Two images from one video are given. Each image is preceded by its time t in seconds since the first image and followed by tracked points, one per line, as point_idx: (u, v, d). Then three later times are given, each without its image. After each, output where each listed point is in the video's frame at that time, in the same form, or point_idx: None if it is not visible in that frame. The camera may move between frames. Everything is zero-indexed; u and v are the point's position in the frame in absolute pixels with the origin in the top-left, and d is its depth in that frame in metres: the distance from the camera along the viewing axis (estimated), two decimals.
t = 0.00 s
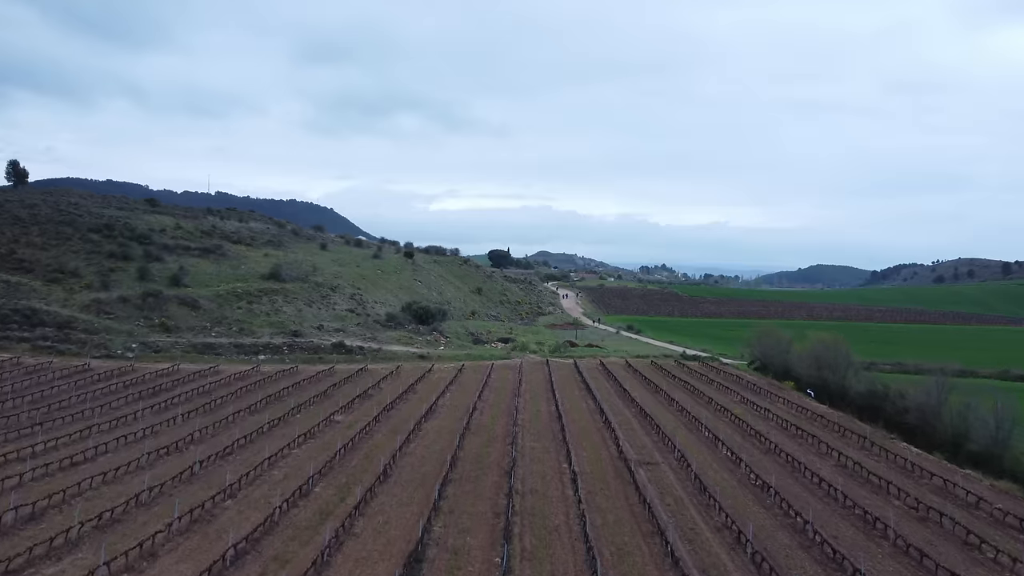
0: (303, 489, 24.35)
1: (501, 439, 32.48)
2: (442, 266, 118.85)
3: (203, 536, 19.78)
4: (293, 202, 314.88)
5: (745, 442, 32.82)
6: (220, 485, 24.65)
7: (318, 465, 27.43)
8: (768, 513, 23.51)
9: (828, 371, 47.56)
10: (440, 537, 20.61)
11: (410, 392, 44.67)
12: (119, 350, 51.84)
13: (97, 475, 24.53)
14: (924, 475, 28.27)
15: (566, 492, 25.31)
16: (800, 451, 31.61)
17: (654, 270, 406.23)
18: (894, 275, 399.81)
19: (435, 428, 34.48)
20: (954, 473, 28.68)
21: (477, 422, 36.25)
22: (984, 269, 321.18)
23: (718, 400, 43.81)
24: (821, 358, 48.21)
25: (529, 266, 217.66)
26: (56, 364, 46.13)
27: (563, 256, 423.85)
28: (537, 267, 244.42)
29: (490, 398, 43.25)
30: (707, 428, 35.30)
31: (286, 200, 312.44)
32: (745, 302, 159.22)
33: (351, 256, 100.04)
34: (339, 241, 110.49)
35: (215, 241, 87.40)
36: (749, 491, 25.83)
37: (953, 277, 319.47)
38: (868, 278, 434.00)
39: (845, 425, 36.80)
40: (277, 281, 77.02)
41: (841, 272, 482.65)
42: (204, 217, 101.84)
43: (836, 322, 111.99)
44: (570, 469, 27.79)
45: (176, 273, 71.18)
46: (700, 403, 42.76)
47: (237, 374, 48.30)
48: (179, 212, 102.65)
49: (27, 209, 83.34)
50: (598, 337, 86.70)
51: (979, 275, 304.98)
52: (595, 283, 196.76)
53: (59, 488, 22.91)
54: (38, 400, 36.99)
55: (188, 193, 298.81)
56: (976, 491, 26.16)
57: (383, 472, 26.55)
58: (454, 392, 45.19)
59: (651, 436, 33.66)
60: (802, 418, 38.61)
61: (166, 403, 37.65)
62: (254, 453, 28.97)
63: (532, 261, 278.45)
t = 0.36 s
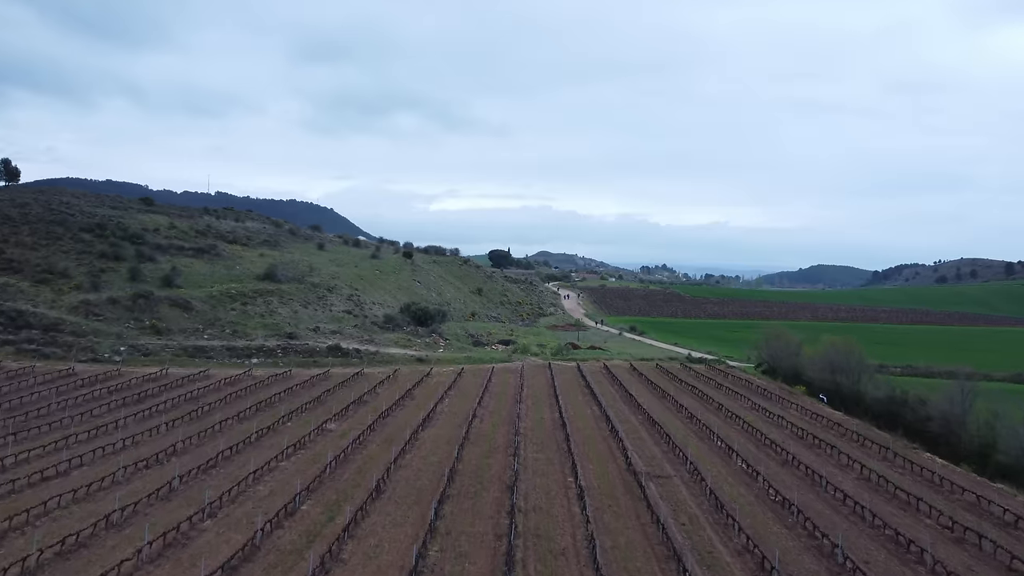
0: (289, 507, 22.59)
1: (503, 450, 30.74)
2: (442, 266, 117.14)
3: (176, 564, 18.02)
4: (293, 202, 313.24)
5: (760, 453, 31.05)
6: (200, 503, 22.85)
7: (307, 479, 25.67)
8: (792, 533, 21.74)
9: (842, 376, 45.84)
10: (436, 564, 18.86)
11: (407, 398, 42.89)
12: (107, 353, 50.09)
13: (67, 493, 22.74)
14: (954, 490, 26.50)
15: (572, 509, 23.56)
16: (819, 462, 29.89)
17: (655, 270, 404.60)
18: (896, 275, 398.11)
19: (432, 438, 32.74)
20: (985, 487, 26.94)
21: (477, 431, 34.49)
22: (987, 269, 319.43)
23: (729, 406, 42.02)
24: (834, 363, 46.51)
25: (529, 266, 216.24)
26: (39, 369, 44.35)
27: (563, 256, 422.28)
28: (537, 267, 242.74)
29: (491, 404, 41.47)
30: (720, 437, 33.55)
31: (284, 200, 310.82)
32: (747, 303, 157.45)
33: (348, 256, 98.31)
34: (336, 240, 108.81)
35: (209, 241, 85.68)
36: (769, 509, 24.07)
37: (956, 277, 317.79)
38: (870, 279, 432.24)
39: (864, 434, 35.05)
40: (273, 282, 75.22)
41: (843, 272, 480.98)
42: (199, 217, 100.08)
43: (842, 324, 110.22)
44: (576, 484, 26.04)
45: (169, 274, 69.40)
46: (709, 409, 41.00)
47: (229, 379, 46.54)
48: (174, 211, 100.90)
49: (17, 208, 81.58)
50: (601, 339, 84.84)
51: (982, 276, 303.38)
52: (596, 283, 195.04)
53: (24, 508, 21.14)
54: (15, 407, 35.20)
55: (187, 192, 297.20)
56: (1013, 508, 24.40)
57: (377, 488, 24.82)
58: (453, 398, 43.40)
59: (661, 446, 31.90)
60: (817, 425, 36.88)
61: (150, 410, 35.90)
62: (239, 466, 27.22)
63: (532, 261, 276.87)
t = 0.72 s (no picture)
0: (275, 527, 21.00)
1: (505, 461, 29.14)
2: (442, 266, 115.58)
3: None
4: (293, 202, 311.61)
5: (776, 464, 29.47)
6: (179, 522, 21.24)
7: (296, 495, 24.08)
8: (817, 556, 20.15)
9: (855, 381, 44.22)
10: None
11: (404, 403, 41.36)
12: (94, 357, 48.49)
13: (35, 512, 21.10)
14: (985, 506, 24.92)
15: (579, 528, 21.95)
16: (839, 475, 28.29)
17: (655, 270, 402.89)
18: (898, 275, 396.39)
19: (430, 448, 31.14)
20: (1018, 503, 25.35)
21: (478, 440, 32.91)
22: (990, 269, 317.69)
23: (738, 411, 40.54)
24: (847, 367, 44.88)
25: (530, 266, 214.64)
26: (22, 373, 42.76)
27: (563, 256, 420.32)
28: (538, 267, 241.16)
29: (491, 411, 39.89)
30: (732, 447, 32.00)
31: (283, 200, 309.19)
32: (750, 303, 155.85)
33: (346, 257, 96.73)
34: (334, 240, 107.22)
35: (204, 241, 84.12)
36: (791, 527, 22.48)
37: (958, 277, 316.10)
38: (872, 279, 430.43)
39: (883, 443, 33.45)
40: (268, 282, 73.62)
41: (844, 271, 479.31)
42: (195, 216, 98.55)
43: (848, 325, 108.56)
44: (582, 500, 24.43)
45: (162, 274, 67.82)
46: (719, 416, 39.37)
47: (220, 383, 44.93)
48: (169, 211, 99.39)
49: (8, 207, 80.06)
50: (603, 341, 83.17)
51: (985, 276, 301.82)
52: (596, 283, 193.30)
53: None
54: None
55: (186, 192, 295.76)
56: None
57: (371, 505, 23.24)
58: (452, 403, 41.86)
59: (672, 457, 30.29)
60: (832, 434, 35.26)
61: (135, 418, 34.28)
62: (225, 480, 25.61)
63: (533, 261, 275.20)
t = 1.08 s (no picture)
0: (257, 553, 19.21)
1: (506, 475, 27.35)
2: (441, 267, 113.82)
3: None
4: (293, 202, 309.56)
5: (795, 479, 27.68)
6: (152, 548, 19.47)
7: (282, 515, 22.31)
8: None
9: (871, 387, 42.42)
10: None
11: (401, 410, 39.60)
12: (80, 361, 46.73)
13: None
14: None
15: (588, 553, 20.17)
16: (863, 490, 26.48)
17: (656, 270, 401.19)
18: (899, 275, 394.86)
19: (427, 460, 29.34)
20: None
21: (477, 451, 31.11)
22: (992, 269, 316.05)
23: (750, 419, 38.77)
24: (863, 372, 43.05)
25: (530, 267, 212.98)
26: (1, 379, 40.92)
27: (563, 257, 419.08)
28: (538, 267, 239.42)
29: (491, 419, 38.11)
30: (746, 459, 30.23)
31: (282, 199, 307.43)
32: (753, 303, 154.15)
33: (344, 257, 94.94)
34: (332, 240, 105.45)
35: (199, 241, 82.39)
36: (817, 551, 20.72)
37: (960, 277, 314.59)
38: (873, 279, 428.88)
39: (907, 454, 31.65)
40: (263, 283, 71.83)
41: (845, 271, 477.80)
42: (190, 216, 96.88)
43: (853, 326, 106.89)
44: (591, 521, 22.64)
45: (153, 275, 66.04)
46: (731, 424, 37.58)
47: (210, 389, 43.16)
48: (164, 210, 97.71)
49: None
50: (606, 343, 81.34)
51: (987, 276, 300.35)
52: (597, 284, 191.73)
53: None
54: None
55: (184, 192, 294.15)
56: None
57: (362, 526, 21.47)
58: (451, 410, 40.10)
59: (684, 471, 28.49)
60: (851, 444, 33.46)
61: (116, 427, 32.49)
62: (206, 497, 23.82)
63: (533, 261, 273.53)
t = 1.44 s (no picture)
0: None
1: (507, 490, 25.53)
2: (440, 266, 112.04)
3: None
4: (293, 202, 307.48)
5: (815, 494, 25.87)
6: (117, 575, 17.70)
7: (263, 536, 20.55)
8: None
9: (887, 391, 40.66)
10: None
11: (396, 417, 37.78)
12: (63, 364, 44.97)
13: None
14: None
15: None
16: (890, 506, 24.74)
17: (656, 270, 399.40)
18: (900, 275, 393.20)
19: (423, 473, 27.57)
20: None
21: (476, 463, 29.29)
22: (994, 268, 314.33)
23: (763, 426, 37.00)
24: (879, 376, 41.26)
25: (530, 267, 211.19)
26: None
27: (563, 256, 416.92)
28: (538, 267, 237.67)
29: (491, 427, 36.29)
30: (762, 472, 28.45)
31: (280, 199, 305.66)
32: (755, 303, 152.38)
33: (341, 256, 93.13)
34: (329, 240, 103.61)
35: (192, 240, 80.61)
36: None
37: (962, 276, 312.93)
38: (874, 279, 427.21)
39: (931, 465, 29.89)
40: (257, 284, 70.01)
41: (846, 271, 476.07)
42: (184, 214, 95.13)
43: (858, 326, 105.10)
44: (599, 542, 20.87)
45: (143, 276, 64.24)
46: (743, 432, 35.82)
47: (197, 394, 41.35)
48: (158, 209, 95.91)
49: None
50: (608, 345, 79.51)
51: (989, 275, 298.77)
52: (598, 284, 189.90)
53: None
54: None
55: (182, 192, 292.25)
56: None
57: (350, 550, 19.70)
58: (449, 418, 38.24)
59: (697, 485, 26.72)
60: (872, 454, 31.70)
61: (94, 437, 30.67)
62: (182, 516, 22.05)
63: (532, 262, 271.66)
